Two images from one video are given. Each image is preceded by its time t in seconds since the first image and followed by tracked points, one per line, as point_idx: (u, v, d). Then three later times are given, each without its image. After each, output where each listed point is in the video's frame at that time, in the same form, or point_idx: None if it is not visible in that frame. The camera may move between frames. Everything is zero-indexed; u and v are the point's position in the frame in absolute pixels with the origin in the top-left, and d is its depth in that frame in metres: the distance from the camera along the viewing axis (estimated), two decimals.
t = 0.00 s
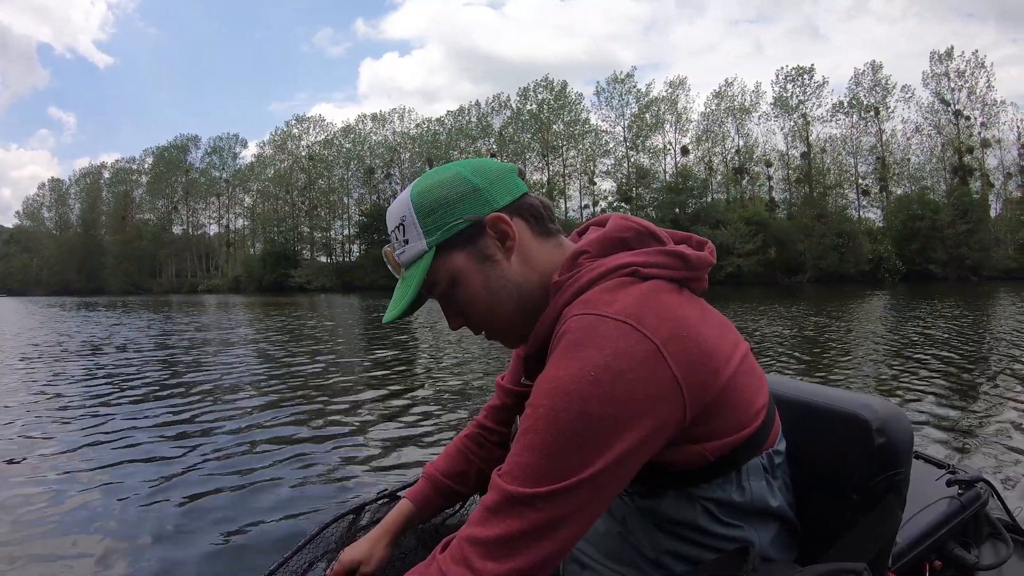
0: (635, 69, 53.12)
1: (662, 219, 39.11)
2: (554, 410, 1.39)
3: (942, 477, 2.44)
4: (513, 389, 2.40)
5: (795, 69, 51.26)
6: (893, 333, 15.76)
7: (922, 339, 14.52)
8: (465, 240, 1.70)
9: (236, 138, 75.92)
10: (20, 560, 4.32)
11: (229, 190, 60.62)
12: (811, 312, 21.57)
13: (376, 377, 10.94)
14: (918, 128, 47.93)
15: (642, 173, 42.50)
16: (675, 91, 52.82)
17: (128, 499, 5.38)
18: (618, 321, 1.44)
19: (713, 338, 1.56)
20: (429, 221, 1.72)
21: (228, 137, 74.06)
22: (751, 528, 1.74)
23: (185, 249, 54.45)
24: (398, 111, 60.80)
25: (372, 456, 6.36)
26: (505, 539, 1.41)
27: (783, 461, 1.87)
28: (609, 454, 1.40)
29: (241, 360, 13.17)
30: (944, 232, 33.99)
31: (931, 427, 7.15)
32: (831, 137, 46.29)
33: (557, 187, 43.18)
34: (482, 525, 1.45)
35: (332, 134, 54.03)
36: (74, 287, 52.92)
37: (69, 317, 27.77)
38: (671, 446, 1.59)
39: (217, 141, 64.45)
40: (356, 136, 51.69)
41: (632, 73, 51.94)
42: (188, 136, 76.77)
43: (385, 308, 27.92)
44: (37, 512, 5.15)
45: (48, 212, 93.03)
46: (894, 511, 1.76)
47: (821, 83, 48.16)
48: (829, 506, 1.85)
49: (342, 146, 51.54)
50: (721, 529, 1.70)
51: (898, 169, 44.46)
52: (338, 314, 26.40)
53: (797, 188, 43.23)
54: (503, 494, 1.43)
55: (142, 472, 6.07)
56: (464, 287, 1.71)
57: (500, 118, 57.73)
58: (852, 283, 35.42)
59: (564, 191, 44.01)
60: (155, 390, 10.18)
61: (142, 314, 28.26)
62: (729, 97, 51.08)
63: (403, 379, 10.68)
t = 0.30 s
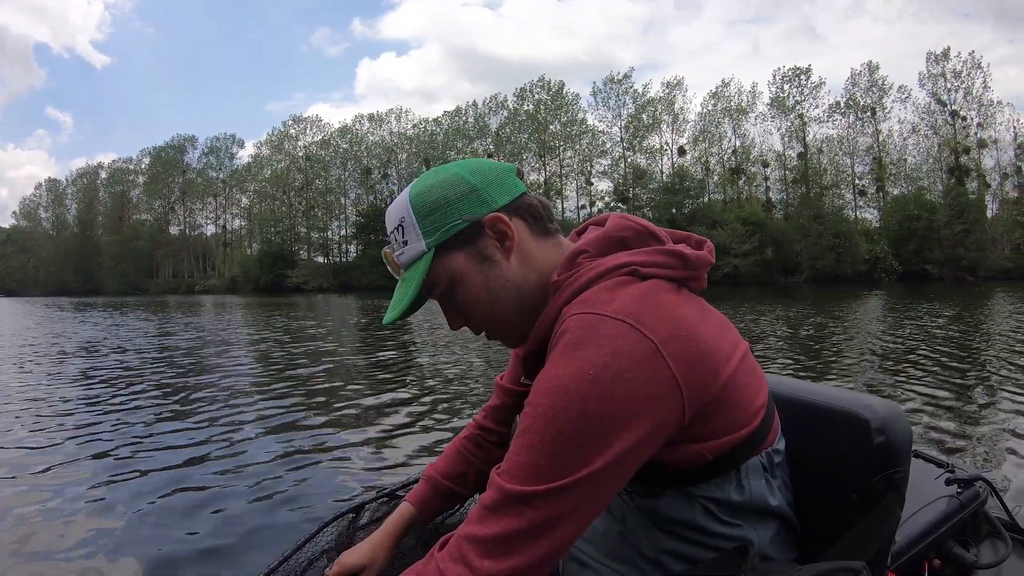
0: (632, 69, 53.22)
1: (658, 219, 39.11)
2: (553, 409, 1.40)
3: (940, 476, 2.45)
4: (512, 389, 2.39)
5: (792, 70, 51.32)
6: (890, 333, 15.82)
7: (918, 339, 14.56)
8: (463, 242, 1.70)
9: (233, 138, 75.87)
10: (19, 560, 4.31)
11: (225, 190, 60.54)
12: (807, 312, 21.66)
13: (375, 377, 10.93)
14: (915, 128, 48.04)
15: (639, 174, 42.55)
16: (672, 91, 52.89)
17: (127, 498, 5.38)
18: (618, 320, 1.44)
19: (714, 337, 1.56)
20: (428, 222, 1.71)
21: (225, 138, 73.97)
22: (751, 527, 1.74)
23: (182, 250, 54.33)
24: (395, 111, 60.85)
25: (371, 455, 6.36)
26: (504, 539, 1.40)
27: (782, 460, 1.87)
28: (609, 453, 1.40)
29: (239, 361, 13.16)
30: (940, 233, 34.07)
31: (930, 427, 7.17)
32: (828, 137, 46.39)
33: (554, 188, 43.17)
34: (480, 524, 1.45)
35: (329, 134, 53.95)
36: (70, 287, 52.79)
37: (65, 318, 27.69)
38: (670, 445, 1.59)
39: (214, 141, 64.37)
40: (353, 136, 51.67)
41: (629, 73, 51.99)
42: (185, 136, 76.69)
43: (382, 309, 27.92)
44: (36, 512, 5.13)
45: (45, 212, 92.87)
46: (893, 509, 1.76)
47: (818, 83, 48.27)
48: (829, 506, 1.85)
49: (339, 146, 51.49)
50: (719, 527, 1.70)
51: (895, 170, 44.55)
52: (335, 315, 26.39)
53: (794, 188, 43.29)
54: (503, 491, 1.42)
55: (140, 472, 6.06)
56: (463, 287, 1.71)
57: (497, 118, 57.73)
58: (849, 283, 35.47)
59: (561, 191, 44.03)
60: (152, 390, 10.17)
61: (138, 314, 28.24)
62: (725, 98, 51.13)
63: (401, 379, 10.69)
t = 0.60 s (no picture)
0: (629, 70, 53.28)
1: (654, 219, 39.13)
2: (553, 409, 1.39)
3: (941, 476, 2.45)
4: (512, 389, 2.39)
5: (789, 70, 51.40)
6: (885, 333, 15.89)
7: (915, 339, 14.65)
8: (463, 243, 1.70)
9: (230, 138, 75.79)
10: (18, 561, 4.28)
11: (222, 191, 60.50)
12: (804, 313, 21.74)
13: (373, 377, 10.93)
14: (911, 129, 48.18)
15: (636, 174, 42.64)
16: (669, 92, 52.97)
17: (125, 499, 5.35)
18: (618, 320, 1.43)
19: (714, 338, 1.56)
20: (428, 224, 1.71)
21: (222, 138, 73.92)
22: (752, 527, 1.74)
23: (179, 250, 54.27)
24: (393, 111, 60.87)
25: (369, 456, 6.36)
26: (503, 539, 1.40)
27: (784, 461, 1.86)
28: (608, 452, 1.39)
29: (235, 361, 13.13)
30: (937, 233, 34.18)
31: (928, 427, 7.21)
32: (824, 138, 46.48)
33: (551, 188, 43.20)
34: (480, 525, 1.44)
35: (326, 134, 53.90)
36: (67, 287, 52.71)
37: (61, 318, 27.65)
38: (669, 445, 1.59)
39: (211, 141, 64.33)
40: (350, 137, 51.65)
41: (626, 73, 52.08)
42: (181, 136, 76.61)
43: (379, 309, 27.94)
44: (34, 514, 5.11)
45: (42, 212, 92.73)
46: (894, 510, 1.75)
47: (815, 84, 48.39)
48: (830, 506, 1.85)
49: (337, 146, 51.48)
50: (720, 528, 1.70)
51: (892, 170, 44.65)
52: (332, 315, 26.40)
53: (791, 189, 43.38)
54: (502, 492, 1.42)
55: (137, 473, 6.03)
56: (464, 288, 1.71)
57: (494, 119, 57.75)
58: (846, 283, 35.50)
59: (558, 191, 44.06)
60: (149, 390, 10.18)
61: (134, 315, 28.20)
62: (722, 98, 51.22)
63: (398, 380, 10.69)
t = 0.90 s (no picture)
0: (626, 70, 53.31)
1: (651, 219, 39.16)
2: (554, 409, 1.39)
3: (942, 477, 2.46)
4: (513, 390, 2.39)
5: (786, 71, 51.41)
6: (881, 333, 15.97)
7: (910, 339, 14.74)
8: (463, 244, 1.69)
9: (227, 138, 75.67)
10: (23, 562, 4.27)
11: (219, 190, 60.46)
12: (802, 312, 21.86)
13: (371, 377, 10.94)
14: (908, 130, 48.26)
15: (633, 174, 42.70)
16: (666, 92, 53.00)
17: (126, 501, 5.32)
18: (618, 320, 1.44)
19: (714, 337, 1.56)
20: (428, 225, 1.71)
21: (218, 138, 73.86)
22: (751, 528, 1.74)
23: (176, 250, 54.19)
24: (389, 112, 60.82)
25: (367, 457, 6.36)
26: (504, 538, 1.40)
27: (784, 460, 1.86)
28: (608, 453, 1.39)
29: (232, 362, 13.11)
30: (933, 233, 34.28)
31: (925, 426, 7.26)
32: (821, 138, 46.51)
33: (548, 188, 43.19)
34: (481, 523, 1.44)
35: (323, 134, 53.82)
36: (63, 287, 52.62)
37: (59, 319, 27.63)
38: (671, 445, 1.59)
39: (208, 141, 64.27)
40: (347, 137, 51.61)
41: (623, 74, 52.11)
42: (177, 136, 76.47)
43: (376, 309, 27.94)
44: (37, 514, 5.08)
45: (38, 212, 92.57)
46: (894, 510, 1.76)
47: (812, 84, 48.45)
48: (829, 506, 1.85)
49: (333, 146, 51.42)
50: (721, 528, 1.70)
51: (888, 171, 44.72)
52: (329, 316, 26.39)
53: (787, 189, 43.45)
54: (503, 491, 1.42)
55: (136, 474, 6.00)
56: (464, 289, 1.71)
57: (491, 119, 57.70)
58: (842, 284, 35.63)
59: (555, 191, 44.04)
60: (148, 390, 10.20)
61: (130, 315, 28.15)
62: (719, 98, 51.27)
63: (396, 380, 10.70)
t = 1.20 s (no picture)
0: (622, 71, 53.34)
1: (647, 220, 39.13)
2: (554, 410, 1.38)
3: (943, 478, 2.47)
4: (513, 391, 2.39)
5: (783, 71, 51.45)
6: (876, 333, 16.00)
7: (904, 339, 14.74)
8: (463, 244, 1.69)
9: (223, 137, 75.56)
10: (22, 560, 4.29)
11: (216, 190, 60.37)
12: (798, 313, 21.92)
13: (369, 378, 10.93)
14: (904, 130, 48.35)
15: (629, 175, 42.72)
16: (662, 93, 53.04)
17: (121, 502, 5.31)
18: (619, 320, 1.43)
19: (714, 337, 1.56)
20: (428, 226, 1.71)
21: (215, 137, 73.80)
22: (752, 529, 1.75)
23: (173, 250, 54.08)
24: (386, 111, 60.87)
25: (364, 458, 6.35)
26: (503, 538, 1.40)
27: (784, 461, 1.87)
28: (608, 453, 1.39)
29: (229, 362, 13.09)
30: (929, 233, 34.36)
31: (924, 426, 7.25)
32: (817, 138, 46.56)
33: (545, 189, 43.20)
34: (480, 524, 1.44)
35: (319, 134, 53.76)
36: (60, 287, 52.49)
37: (54, 319, 27.55)
38: (670, 446, 1.59)
39: (204, 141, 64.20)
40: (344, 136, 51.60)
41: (619, 74, 52.14)
42: (173, 135, 76.38)
43: (372, 309, 27.94)
44: (31, 515, 5.06)
45: (34, 211, 92.47)
46: (895, 512, 1.76)
47: (808, 85, 48.53)
48: (829, 507, 1.85)
49: (330, 146, 51.40)
50: (721, 528, 1.70)
51: (885, 171, 44.76)
52: (326, 316, 26.38)
53: (784, 190, 43.48)
54: (502, 492, 1.42)
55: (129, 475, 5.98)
56: (464, 288, 1.71)
57: (488, 118, 57.71)
58: (838, 284, 35.77)
59: (552, 192, 44.04)
60: (144, 390, 10.19)
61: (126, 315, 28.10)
62: (715, 99, 51.30)
63: (393, 380, 10.70)
